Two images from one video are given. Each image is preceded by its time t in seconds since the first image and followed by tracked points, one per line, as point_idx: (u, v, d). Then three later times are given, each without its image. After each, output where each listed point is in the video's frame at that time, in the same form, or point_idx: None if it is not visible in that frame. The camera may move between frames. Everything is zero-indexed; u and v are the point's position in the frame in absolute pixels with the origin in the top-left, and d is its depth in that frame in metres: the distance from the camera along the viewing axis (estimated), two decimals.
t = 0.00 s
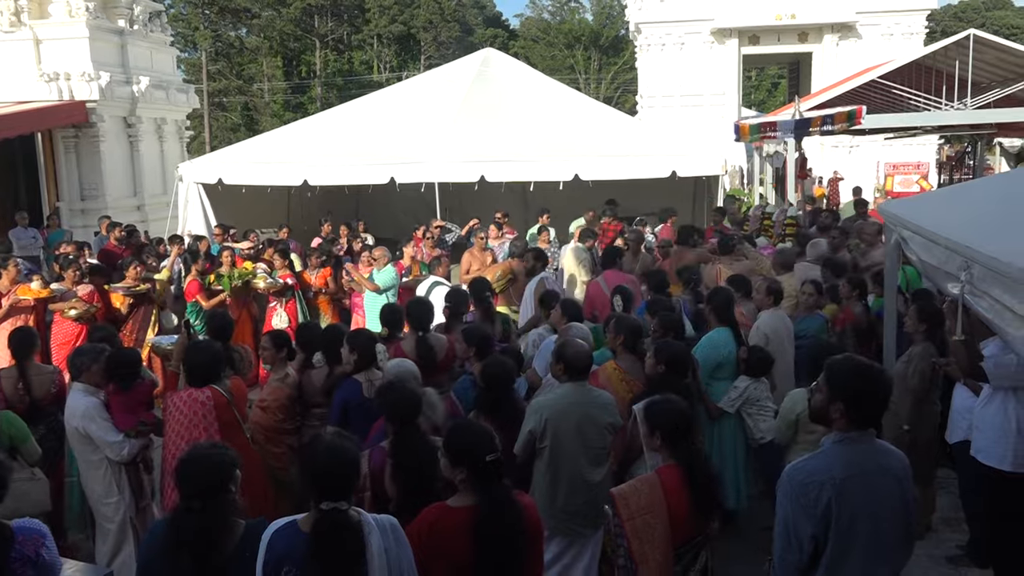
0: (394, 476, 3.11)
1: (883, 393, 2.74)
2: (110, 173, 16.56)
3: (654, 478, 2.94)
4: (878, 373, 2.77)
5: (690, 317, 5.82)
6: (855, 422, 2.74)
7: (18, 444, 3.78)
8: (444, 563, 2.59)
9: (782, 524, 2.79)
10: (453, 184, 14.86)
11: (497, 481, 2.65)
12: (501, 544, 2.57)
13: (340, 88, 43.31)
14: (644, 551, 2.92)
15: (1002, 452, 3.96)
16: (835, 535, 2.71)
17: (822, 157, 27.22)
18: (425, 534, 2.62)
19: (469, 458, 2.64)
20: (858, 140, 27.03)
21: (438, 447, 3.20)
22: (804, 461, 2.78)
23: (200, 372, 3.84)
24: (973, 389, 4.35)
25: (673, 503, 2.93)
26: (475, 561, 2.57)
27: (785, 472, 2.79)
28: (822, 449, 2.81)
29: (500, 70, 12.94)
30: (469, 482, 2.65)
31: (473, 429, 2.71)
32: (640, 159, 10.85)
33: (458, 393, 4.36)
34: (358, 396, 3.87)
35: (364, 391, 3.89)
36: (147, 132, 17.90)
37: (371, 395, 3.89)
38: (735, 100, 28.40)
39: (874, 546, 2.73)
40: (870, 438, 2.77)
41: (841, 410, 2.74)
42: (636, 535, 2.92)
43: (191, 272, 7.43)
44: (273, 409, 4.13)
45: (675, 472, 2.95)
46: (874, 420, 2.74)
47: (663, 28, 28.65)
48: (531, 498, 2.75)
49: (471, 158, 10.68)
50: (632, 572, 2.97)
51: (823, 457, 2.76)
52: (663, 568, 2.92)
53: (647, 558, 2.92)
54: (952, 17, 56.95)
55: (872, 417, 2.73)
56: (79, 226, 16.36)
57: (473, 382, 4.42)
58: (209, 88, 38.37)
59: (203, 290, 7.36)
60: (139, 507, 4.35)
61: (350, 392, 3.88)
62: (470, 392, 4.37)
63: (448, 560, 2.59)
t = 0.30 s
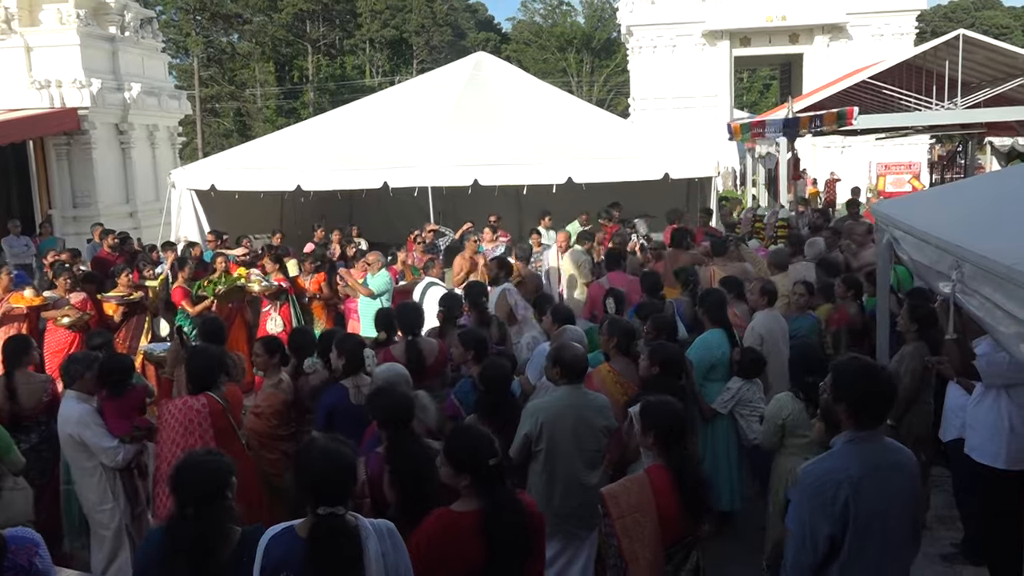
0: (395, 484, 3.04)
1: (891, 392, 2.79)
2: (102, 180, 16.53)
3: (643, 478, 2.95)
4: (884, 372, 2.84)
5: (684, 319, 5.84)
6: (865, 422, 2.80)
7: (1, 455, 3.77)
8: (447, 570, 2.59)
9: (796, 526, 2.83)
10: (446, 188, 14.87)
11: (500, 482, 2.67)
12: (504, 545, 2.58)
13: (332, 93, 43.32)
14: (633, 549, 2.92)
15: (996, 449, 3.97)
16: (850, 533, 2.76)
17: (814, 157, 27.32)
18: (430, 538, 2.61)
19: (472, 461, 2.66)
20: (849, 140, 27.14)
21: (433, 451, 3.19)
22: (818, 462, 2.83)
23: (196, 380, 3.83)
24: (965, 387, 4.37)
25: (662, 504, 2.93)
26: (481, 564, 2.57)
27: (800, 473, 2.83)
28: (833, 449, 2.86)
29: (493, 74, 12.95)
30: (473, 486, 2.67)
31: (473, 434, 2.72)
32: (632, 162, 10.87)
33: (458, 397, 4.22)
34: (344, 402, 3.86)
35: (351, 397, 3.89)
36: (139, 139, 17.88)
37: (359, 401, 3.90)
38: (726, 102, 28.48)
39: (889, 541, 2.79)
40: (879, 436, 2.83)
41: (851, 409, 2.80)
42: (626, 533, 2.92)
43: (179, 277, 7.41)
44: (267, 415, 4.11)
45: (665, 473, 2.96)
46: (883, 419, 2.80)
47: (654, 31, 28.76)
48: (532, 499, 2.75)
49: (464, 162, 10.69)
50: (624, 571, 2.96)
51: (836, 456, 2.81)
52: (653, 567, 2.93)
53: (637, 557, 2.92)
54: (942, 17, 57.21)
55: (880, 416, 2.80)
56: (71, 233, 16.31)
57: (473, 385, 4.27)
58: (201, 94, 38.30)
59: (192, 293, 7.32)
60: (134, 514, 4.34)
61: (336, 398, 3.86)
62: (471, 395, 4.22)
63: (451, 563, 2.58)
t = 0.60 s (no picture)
0: (393, 489, 3.10)
1: (890, 390, 2.81)
2: (90, 188, 16.47)
3: (623, 483, 2.95)
4: (882, 370, 2.85)
5: (673, 322, 5.86)
6: (866, 420, 2.82)
7: None
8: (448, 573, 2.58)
9: (801, 524, 2.84)
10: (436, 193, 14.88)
11: (502, 482, 2.68)
12: (505, 547, 2.59)
13: (321, 99, 43.34)
14: (618, 556, 2.88)
15: (984, 447, 3.99)
16: (854, 529, 2.78)
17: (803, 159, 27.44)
18: (433, 542, 2.60)
19: (470, 461, 2.65)
20: (837, 141, 27.28)
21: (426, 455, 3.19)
22: (820, 459, 2.84)
23: (190, 387, 3.84)
24: (953, 385, 4.39)
25: (643, 507, 2.93)
26: (485, 565, 2.58)
27: (804, 470, 2.84)
28: (835, 446, 2.88)
29: (482, 78, 12.96)
30: (475, 488, 2.67)
31: (466, 436, 2.72)
32: (622, 165, 10.88)
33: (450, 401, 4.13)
34: (326, 410, 3.86)
35: (334, 405, 3.89)
36: (127, 146, 17.84)
37: (342, 408, 3.90)
38: (715, 105, 28.58)
39: (891, 536, 2.82)
40: (879, 433, 2.85)
41: (852, 408, 2.81)
42: (611, 542, 2.89)
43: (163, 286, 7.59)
44: (255, 422, 4.08)
45: (642, 475, 2.97)
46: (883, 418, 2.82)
47: (642, 34, 28.88)
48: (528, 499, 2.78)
49: (453, 167, 10.69)
50: None
51: (838, 453, 2.83)
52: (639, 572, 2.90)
53: (623, 566, 2.88)
54: (927, 20, 57.59)
55: (881, 414, 2.81)
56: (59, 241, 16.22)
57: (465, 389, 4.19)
58: (190, 101, 38.20)
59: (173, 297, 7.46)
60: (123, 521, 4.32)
61: (317, 406, 3.86)
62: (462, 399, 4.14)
63: (452, 564, 2.58)
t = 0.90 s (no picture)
0: (389, 490, 3.09)
1: (870, 390, 2.83)
2: (75, 193, 16.38)
3: (603, 491, 2.91)
4: (865, 372, 2.88)
5: (660, 325, 5.88)
6: (845, 420, 2.84)
7: None
8: None
9: (779, 524, 2.86)
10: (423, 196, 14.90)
11: (494, 483, 2.68)
12: (500, 548, 2.60)
13: (308, 102, 43.30)
14: (603, 565, 2.84)
15: (970, 445, 4.02)
16: (832, 530, 2.80)
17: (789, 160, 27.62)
18: (428, 546, 2.59)
19: (462, 461, 2.66)
20: (823, 142, 27.47)
21: (417, 458, 3.18)
22: (799, 458, 2.86)
23: (182, 393, 3.88)
24: (938, 384, 4.41)
25: (625, 512, 2.91)
26: (482, 565, 2.58)
27: (781, 470, 2.86)
28: (816, 446, 2.89)
29: (470, 81, 12.97)
30: (467, 490, 2.66)
31: (459, 437, 2.72)
32: (608, 167, 10.90)
33: (431, 408, 4.13)
34: (308, 414, 3.85)
35: (316, 410, 3.86)
36: (111, 150, 17.76)
37: (325, 414, 3.87)
38: (701, 106, 28.70)
39: (868, 537, 2.83)
40: (860, 433, 2.86)
41: (833, 409, 2.83)
42: (595, 552, 2.84)
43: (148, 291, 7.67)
44: (236, 429, 3.92)
45: (623, 481, 2.94)
46: (862, 418, 2.83)
47: (627, 37, 28.98)
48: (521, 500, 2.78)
49: (440, 169, 10.68)
50: None
51: (817, 454, 2.84)
52: None
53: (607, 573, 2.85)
54: (910, 21, 58.00)
55: (860, 414, 2.83)
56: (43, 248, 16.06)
57: (448, 395, 4.19)
58: (176, 105, 37.98)
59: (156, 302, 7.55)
60: (110, 526, 4.30)
61: (299, 411, 3.85)
62: (444, 406, 4.14)
63: (450, 566, 2.57)
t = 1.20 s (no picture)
0: (384, 491, 3.07)
1: (836, 394, 2.86)
2: (58, 194, 16.27)
3: (579, 493, 2.90)
4: (829, 375, 2.90)
5: (647, 326, 5.90)
6: (811, 424, 2.86)
7: None
8: None
9: (747, 530, 2.87)
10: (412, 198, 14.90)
11: (485, 482, 2.67)
12: (494, 545, 2.59)
13: (294, 104, 43.26)
14: (577, 568, 2.82)
15: (954, 445, 4.04)
16: (800, 534, 2.81)
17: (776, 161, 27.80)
18: (419, 547, 2.58)
19: (452, 460, 2.64)
20: (809, 143, 27.63)
21: (408, 460, 3.16)
22: (767, 464, 2.87)
23: (173, 395, 3.82)
24: (923, 384, 4.41)
25: (601, 515, 2.90)
26: (473, 565, 2.57)
27: (750, 475, 2.88)
28: (785, 451, 2.92)
29: (458, 82, 12.97)
30: (458, 488, 2.64)
31: (450, 436, 2.71)
32: (596, 167, 10.91)
33: (411, 414, 4.17)
34: (290, 419, 3.82)
35: (299, 415, 3.82)
36: (96, 152, 17.66)
37: (307, 418, 3.83)
38: (687, 108, 28.80)
39: (837, 541, 2.84)
40: (828, 437, 2.89)
41: (800, 414, 2.86)
42: (569, 555, 2.81)
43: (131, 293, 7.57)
44: (217, 435, 3.90)
45: (601, 485, 2.94)
46: (830, 422, 2.86)
47: (614, 38, 29.05)
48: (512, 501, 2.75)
49: (428, 170, 10.65)
50: None
51: (785, 459, 2.86)
52: None
53: None
54: (895, 23, 58.50)
55: (826, 418, 2.85)
56: (27, 251, 15.78)
57: (428, 401, 4.22)
58: (161, 106, 37.69)
59: (138, 304, 7.46)
60: (94, 531, 4.25)
61: (282, 415, 3.83)
62: (424, 411, 4.18)
63: (444, 565, 2.56)
